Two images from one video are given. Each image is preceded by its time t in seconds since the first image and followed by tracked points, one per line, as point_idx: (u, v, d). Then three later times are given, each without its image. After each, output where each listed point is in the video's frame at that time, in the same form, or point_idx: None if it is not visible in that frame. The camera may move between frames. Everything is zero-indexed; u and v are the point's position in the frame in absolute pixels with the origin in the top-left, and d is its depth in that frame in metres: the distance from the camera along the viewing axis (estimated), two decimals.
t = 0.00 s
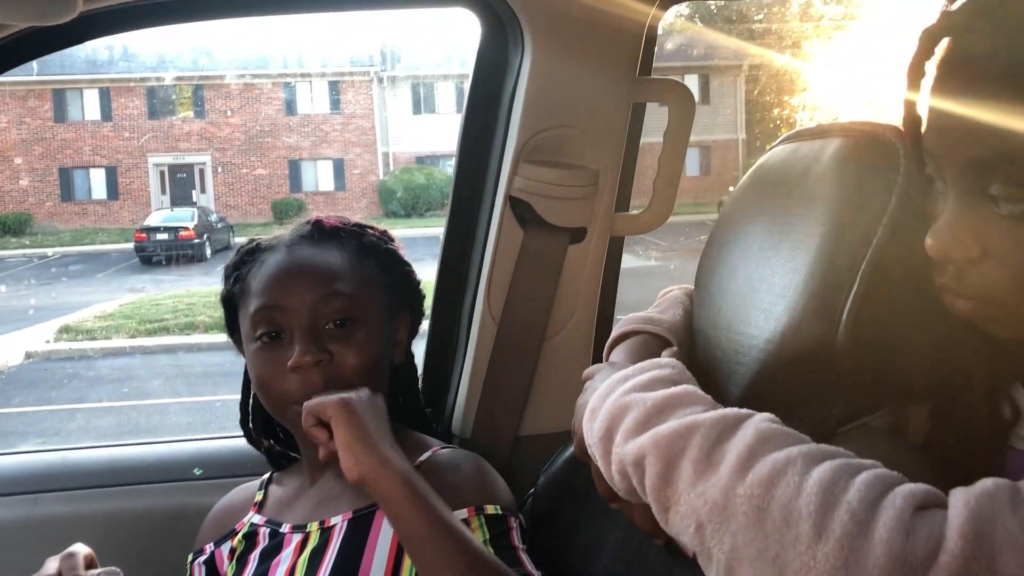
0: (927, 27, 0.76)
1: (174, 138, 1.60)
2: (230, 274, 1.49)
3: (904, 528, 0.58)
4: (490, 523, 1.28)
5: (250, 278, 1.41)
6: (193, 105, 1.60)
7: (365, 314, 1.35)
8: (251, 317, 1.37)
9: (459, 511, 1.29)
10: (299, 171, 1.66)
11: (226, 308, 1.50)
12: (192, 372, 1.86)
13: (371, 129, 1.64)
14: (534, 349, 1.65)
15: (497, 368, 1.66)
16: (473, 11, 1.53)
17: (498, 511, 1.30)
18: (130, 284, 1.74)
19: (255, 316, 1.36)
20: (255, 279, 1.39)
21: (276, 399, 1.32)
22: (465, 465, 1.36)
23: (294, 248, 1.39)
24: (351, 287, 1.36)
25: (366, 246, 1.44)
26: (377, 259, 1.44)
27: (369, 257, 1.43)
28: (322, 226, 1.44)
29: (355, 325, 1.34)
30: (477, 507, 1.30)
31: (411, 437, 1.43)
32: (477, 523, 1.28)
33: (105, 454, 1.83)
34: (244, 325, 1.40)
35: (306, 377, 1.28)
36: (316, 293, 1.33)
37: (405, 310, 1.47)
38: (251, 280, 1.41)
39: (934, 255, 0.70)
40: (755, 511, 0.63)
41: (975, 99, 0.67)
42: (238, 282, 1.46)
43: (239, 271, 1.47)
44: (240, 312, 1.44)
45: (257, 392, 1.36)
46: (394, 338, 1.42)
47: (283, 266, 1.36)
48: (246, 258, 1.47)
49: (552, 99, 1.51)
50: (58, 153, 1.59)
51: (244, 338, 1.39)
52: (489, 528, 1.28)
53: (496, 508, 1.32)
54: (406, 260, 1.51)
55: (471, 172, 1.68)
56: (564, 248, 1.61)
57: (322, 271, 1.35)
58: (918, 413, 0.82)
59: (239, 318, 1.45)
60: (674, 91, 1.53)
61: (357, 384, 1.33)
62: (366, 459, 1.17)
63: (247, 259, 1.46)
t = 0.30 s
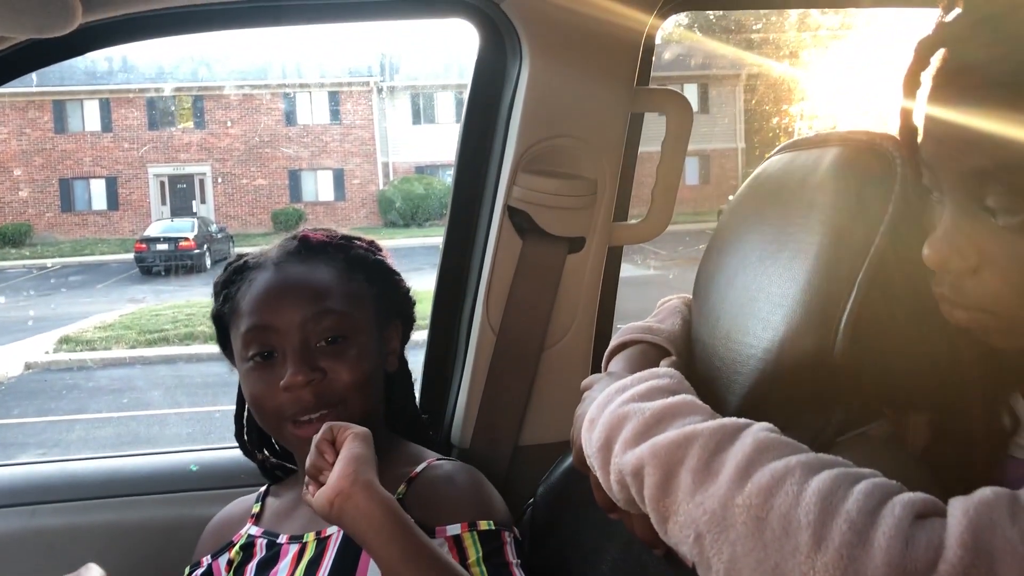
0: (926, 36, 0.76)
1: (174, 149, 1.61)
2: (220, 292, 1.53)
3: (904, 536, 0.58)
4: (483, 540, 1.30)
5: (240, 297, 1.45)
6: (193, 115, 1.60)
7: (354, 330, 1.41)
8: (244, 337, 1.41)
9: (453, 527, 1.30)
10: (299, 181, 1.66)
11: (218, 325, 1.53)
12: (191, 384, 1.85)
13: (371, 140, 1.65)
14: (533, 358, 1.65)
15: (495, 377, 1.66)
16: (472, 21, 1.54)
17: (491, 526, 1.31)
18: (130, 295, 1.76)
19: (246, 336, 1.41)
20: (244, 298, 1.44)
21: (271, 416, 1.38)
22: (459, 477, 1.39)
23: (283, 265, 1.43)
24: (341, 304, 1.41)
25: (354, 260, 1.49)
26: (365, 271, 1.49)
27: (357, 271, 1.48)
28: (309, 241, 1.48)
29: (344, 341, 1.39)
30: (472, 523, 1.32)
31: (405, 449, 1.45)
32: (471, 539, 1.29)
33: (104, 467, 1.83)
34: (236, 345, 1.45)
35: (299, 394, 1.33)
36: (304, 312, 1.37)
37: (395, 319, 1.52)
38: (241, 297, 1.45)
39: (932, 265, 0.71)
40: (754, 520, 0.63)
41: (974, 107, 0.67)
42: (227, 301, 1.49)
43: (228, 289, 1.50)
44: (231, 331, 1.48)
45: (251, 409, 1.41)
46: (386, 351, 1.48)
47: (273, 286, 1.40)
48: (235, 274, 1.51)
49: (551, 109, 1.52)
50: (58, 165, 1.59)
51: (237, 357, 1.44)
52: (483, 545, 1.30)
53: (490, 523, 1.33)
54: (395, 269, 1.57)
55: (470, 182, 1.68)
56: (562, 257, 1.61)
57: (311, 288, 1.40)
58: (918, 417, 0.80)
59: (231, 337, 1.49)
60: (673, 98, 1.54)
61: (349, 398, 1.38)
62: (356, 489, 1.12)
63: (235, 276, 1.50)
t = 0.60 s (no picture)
0: (925, 46, 0.76)
1: (176, 155, 1.61)
2: (221, 299, 1.53)
3: (905, 542, 0.58)
4: (484, 547, 1.30)
5: (241, 304, 1.45)
6: (195, 121, 1.60)
7: (355, 337, 1.41)
8: (244, 343, 1.42)
9: (453, 535, 1.30)
10: (300, 187, 1.66)
11: (219, 333, 1.53)
12: (193, 391, 1.85)
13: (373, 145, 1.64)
14: (535, 364, 1.65)
15: (496, 383, 1.67)
16: (473, 28, 1.54)
17: (492, 534, 1.31)
18: (132, 301, 1.74)
19: (247, 343, 1.41)
20: (245, 306, 1.44)
21: (271, 422, 1.38)
22: (460, 484, 1.38)
23: (284, 272, 1.44)
24: (342, 311, 1.41)
25: (354, 267, 1.49)
26: (366, 278, 1.49)
27: (358, 278, 1.48)
28: (310, 247, 1.48)
29: (345, 348, 1.39)
30: (473, 530, 1.31)
31: (406, 455, 1.45)
32: (471, 547, 1.29)
33: (107, 472, 1.84)
34: (237, 350, 1.45)
35: (299, 401, 1.34)
36: (306, 319, 1.37)
37: (397, 326, 1.52)
38: (241, 304, 1.45)
39: (932, 272, 0.71)
40: (755, 526, 0.63)
41: (973, 114, 0.67)
42: (228, 308, 1.50)
43: (228, 296, 1.51)
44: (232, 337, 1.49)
45: (252, 415, 1.41)
46: (387, 356, 1.48)
47: (274, 293, 1.40)
48: (235, 280, 1.51)
49: (552, 116, 1.52)
50: (59, 170, 1.58)
51: (238, 363, 1.45)
52: (484, 553, 1.29)
53: (491, 531, 1.32)
54: (396, 275, 1.58)
55: (472, 187, 1.69)
56: (564, 263, 1.61)
57: (312, 296, 1.40)
58: (918, 426, 0.82)
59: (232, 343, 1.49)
60: (672, 103, 1.55)
61: (350, 405, 1.38)
62: (354, 499, 1.10)
63: (237, 283, 1.50)
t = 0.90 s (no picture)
0: (930, 49, 0.77)
1: (179, 155, 1.61)
2: (230, 292, 1.54)
3: (906, 547, 0.58)
4: (484, 550, 1.30)
5: (249, 297, 1.46)
6: (199, 122, 1.60)
7: (361, 333, 1.41)
8: (249, 335, 1.42)
9: (452, 537, 1.30)
10: (303, 188, 1.66)
11: (226, 328, 1.55)
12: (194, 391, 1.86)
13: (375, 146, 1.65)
14: (536, 366, 1.65)
15: (498, 385, 1.67)
16: (477, 29, 1.55)
17: (492, 536, 1.32)
18: (134, 302, 1.73)
19: (253, 335, 1.41)
20: (253, 299, 1.44)
21: (273, 415, 1.38)
22: (461, 486, 1.38)
23: (292, 267, 1.44)
24: (349, 307, 1.41)
25: (362, 265, 1.50)
26: (373, 277, 1.50)
27: (365, 276, 1.49)
28: (319, 245, 1.49)
29: (352, 343, 1.39)
30: (472, 533, 1.32)
31: (407, 456, 1.45)
32: (470, 549, 1.29)
33: (108, 471, 1.84)
34: (241, 343, 1.45)
35: (303, 394, 1.34)
36: (314, 312, 1.38)
37: (401, 326, 1.53)
38: (247, 298, 1.46)
39: (935, 277, 0.71)
40: (755, 529, 0.63)
41: (975, 117, 0.68)
42: (235, 301, 1.51)
43: (236, 290, 1.52)
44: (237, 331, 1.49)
45: (253, 407, 1.41)
46: (391, 355, 1.48)
47: (282, 288, 1.41)
48: (244, 276, 1.52)
49: (556, 118, 1.52)
50: (63, 170, 1.59)
51: (242, 356, 1.44)
52: (483, 556, 1.30)
53: (490, 533, 1.33)
54: (401, 275, 1.58)
55: (474, 188, 1.68)
56: (566, 265, 1.61)
57: (320, 291, 1.40)
58: (921, 429, 0.81)
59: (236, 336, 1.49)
60: (676, 109, 1.53)
61: (353, 401, 1.38)
62: (362, 496, 1.10)
63: (246, 276, 1.51)
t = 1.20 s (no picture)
0: (936, 51, 0.77)
1: (186, 152, 1.63)
2: (234, 293, 1.56)
3: (912, 545, 0.58)
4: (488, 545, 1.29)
5: (250, 298, 1.47)
6: (206, 123, 1.63)
7: (359, 332, 1.41)
8: (250, 336, 1.43)
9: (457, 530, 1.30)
10: (309, 186, 1.67)
11: (232, 327, 1.57)
12: (198, 384, 1.86)
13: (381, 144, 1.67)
14: (541, 364, 1.66)
15: (503, 383, 1.67)
16: (486, 27, 1.55)
17: (496, 532, 1.31)
18: (138, 298, 1.76)
19: (253, 338, 1.43)
20: (253, 300, 1.45)
21: (274, 414, 1.39)
22: (466, 484, 1.38)
23: (290, 266, 1.45)
24: (347, 306, 1.41)
25: (363, 262, 1.50)
26: (372, 274, 1.50)
27: (365, 273, 1.49)
28: (317, 244, 1.49)
29: (349, 342, 1.40)
30: (476, 528, 1.32)
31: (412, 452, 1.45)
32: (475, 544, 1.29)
33: (113, 465, 1.85)
34: (245, 343, 1.47)
35: (301, 394, 1.34)
36: (311, 311, 1.38)
37: (405, 321, 1.54)
38: (249, 297, 1.48)
39: (943, 278, 0.71)
40: (762, 526, 0.63)
41: (985, 122, 0.67)
42: (238, 302, 1.53)
43: (238, 291, 1.54)
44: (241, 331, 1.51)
45: (257, 408, 1.43)
46: (394, 352, 1.49)
47: (282, 287, 1.41)
48: (247, 276, 1.54)
49: (562, 117, 1.53)
50: (69, 167, 1.59)
51: (245, 355, 1.46)
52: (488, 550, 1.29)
53: (494, 529, 1.33)
54: (404, 272, 1.59)
55: (481, 186, 1.69)
56: (573, 263, 1.62)
57: (317, 290, 1.40)
58: (928, 427, 0.80)
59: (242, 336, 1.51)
60: (684, 104, 1.54)
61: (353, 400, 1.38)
62: (418, 471, 1.05)
63: (247, 278, 1.53)
